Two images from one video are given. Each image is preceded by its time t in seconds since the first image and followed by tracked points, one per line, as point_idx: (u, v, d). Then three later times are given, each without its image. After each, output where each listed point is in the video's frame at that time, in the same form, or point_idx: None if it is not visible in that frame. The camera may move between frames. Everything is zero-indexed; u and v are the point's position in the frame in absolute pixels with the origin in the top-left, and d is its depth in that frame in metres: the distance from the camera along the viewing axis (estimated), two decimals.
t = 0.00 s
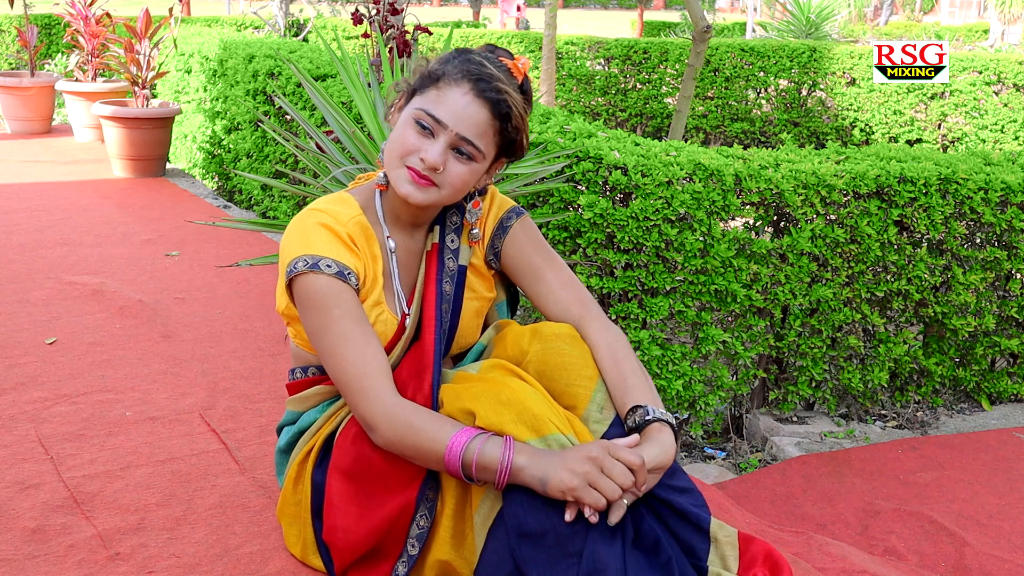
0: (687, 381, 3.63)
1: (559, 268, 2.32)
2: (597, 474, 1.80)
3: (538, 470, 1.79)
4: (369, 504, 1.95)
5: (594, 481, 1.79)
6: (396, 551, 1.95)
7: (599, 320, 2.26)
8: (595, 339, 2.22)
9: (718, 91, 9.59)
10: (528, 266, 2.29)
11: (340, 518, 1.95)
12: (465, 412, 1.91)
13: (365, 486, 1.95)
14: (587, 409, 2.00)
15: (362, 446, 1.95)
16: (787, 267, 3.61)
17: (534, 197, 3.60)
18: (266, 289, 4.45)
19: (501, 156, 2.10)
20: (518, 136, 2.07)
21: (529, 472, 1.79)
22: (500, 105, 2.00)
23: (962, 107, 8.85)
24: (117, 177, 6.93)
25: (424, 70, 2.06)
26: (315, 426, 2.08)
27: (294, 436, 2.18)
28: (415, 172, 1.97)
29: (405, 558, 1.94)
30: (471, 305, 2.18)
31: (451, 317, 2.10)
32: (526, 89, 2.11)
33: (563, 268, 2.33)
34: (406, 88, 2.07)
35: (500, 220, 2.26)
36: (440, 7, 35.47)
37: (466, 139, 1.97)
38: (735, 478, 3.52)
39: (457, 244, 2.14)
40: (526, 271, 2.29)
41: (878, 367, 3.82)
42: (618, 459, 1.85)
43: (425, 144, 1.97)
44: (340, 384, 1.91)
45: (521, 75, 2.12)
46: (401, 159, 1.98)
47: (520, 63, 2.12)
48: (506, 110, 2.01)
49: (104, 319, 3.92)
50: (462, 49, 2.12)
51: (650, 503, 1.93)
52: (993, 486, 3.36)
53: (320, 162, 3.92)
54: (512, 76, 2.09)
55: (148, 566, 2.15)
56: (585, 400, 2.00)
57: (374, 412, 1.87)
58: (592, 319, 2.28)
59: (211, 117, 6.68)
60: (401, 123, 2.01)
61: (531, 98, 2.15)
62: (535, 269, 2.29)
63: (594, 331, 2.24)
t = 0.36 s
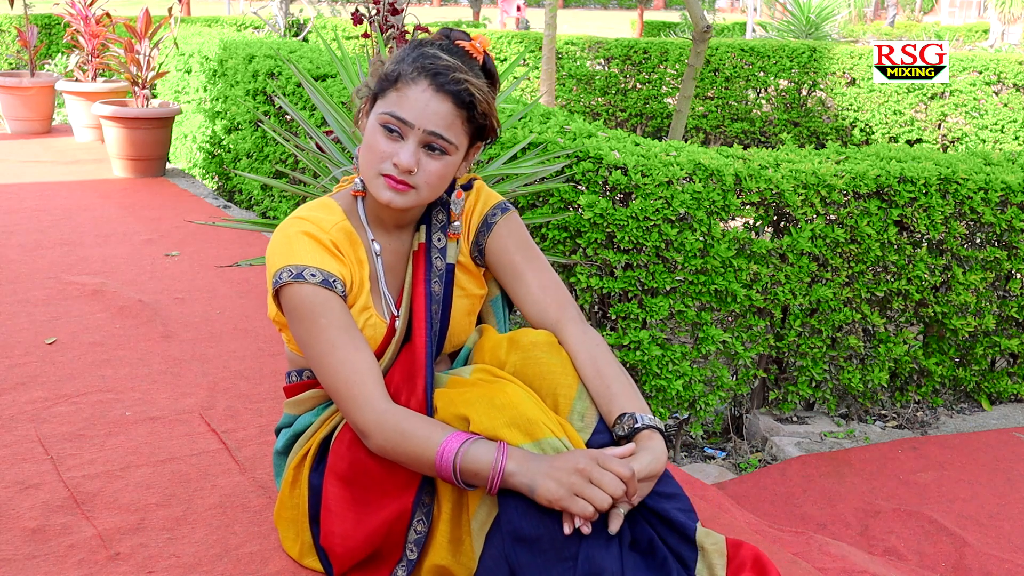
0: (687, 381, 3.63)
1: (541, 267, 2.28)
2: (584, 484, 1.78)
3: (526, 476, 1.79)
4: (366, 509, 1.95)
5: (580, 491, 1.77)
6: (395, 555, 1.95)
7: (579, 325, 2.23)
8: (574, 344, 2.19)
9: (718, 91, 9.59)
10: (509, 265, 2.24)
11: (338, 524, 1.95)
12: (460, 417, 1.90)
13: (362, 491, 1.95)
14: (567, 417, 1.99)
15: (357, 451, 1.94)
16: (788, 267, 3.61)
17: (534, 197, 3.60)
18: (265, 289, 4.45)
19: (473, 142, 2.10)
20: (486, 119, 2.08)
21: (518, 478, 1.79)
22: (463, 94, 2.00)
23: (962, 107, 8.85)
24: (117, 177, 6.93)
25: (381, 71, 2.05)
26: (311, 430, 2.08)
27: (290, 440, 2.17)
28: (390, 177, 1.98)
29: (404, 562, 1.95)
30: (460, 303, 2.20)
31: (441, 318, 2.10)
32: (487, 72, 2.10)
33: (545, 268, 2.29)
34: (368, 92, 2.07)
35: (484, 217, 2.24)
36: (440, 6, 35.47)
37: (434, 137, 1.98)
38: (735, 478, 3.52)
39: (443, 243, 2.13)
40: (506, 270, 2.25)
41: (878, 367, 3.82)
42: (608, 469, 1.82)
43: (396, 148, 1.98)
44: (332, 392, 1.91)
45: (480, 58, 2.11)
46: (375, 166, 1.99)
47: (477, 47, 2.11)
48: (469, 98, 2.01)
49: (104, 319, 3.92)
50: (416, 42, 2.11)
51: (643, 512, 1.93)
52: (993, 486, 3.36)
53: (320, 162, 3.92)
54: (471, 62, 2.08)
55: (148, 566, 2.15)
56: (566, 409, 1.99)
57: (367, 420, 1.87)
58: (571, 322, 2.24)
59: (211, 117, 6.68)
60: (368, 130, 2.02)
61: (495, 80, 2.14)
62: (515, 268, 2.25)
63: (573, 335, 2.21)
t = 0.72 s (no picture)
0: (687, 381, 3.63)
1: (541, 265, 2.28)
2: (589, 486, 1.77)
3: (530, 478, 1.79)
4: (368, 510, 1.95)
5: (585, 493, 1.77)
6: (396, 557, 1.95)
7: (579, 323, 2.23)
8: (576, 344, 2.20)
9: (718, 91, 9.59)
10: (510, 262, 2.24)
11: (339, 525, 1.95)
12: (462, 418, 1.91)
13: (364, 491, 1.96)
14: (570, 415, 2.00)
15: (358, 452, 1.94)
16: (788, 267, 3.61)
17: (534, 197, 3.60)
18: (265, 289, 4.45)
19: (464, 130, 2.10)
20: (474, 105, 2.08)
21: (522, 480, 1.79)
22: (446, 84, 2.00)
23: (962, 107, 8.85)
24: (117, 177, 6.93)
25: (362, 75, 2.05)
26: (312, 431, 2.09)
27: (292, 439, 2.17)
28: (387, 177, 1.98)
29: (405, 563, 1.94)
30: (460, 301, 2.18)
31: (441, 316, 2.10)
32: (465, 59, 2.11)
33: (545, 266, 2.28)
34: (352, 99, 2.07)
35: (483, 214, 2.24)
36: (440, 7, 35.47)
37: (425, 130, 1.98)
38: (735, 478, 3.52)
39: (442, 241, 2.13)
40: (507, 268, 2.24)
41: (878, 367, 3.82)
42: (612, 471, 1.82)
43: (389, 148, 1.98)
44: (333, 394, 1.91)
45: (455, 47, 2.11)
46: (370, 169, 1.99)
47: (450, 36, 2.11)
48: (453, 87, 2.01)
49: (104, 319, 3.92)
50: (390, 43, 2.11)
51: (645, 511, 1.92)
52: (994, 486, 3.36)
53: (320, 162, 3.92)
54: (448, 53, 2.08)
55: (148, 566, 2.15)
56: (568, 407, 2.00)
57: (368, 421, 1.87)
58: (571, 322, 2.25)
59: (211, 117, 6.68)
60: (358, 136, 2.02)
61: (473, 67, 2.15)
62: (516, 265, 2.24)
63: (575, 336, 2.21)
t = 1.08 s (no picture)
0: (687, 381, 3.63)
1: (552, 265, 2.28)
2: (592, 485, 1.78)
3: (534, 475, 1.79)
4: (368, 506, 1.95)
5: (590, 492, 1.77)
6: (396, 553, 1.94)
7: (587, 323, 2.22)
8: (583, 342, 2.19)
9: (718, 91, 9.59)
10: (521, 262, 2.24)
11: (341, 520, 1.95)
12: (464, 415, 1.91)
13: (366, 488, 1.96)
14: (575, 412, 1.99)
15: (361, 448, 1.95)
16: (787, 267, 3.61)
17: (533, 197, 3.59)
18: (266, 288, 4.45)
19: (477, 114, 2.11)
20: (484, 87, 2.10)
21: (525, 477, 1.79)
22: (455, 65, 2.02)
23: (962, 107, 8.85)
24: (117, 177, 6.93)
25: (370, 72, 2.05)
26: (317, 428, 2.10)
27: (294, 436, 2.18)
28: (410, 164, 1.98)
29: (404, 560, 1.94)
30: (469, 301, 2.19)
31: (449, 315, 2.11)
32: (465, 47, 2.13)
33: (556, 266, 2.28)
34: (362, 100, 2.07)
35: (498, 213, 2.24)
36: (440, 7, 35.51)
37: (442, 112, 1.99)
38: (735, 478, 3.52)
39: (455, 241, 2.14)
40: (518, 267, 2.24)
41: (878, 367, 3.82)
42: (615, 468, 1.82)
43: (408, 135, 1.98)
44: (340, 389, 1.92)
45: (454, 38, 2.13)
46: (392, 159, 1.98)
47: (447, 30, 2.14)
48: (462, 68, 2.03)
49: (104, 319, 3.92)
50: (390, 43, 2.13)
51: (648, 510, 1.92)
52: (994, 486, 3.36)
53: (320, 162, 3.92)
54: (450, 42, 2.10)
55: (148, 566, 2.15)
56: (573, 404, 2.00)
57: (373, 417, 1.87)
58: (579, 319, 2.24)
59: (211, 117, 6.68)
60: (374, 130, 2.02)
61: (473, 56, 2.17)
62: (527, 265, 2.24)
63: (582, 333, 2.21)
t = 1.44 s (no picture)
0: (687, 381, 3.63)
1: (562, 267, 2.28)
2: (592, 482, 1.78)
3: (535, 474, 1.79)
4: (368, 502, 1.94)
5: (590, 489, 1.77)
6: (396, 548, 1.94)
7: (595, 325, 2.23)
8: (590, 343, 2.19)
9: (718, 91, 9.59)
10: (533, 264, 2.24)
11: (341, 514, 1.94)
12: (466, 412, 1.91)
13: (367, 483, 1.94)
14: (578, 412, 1.98)
15: (364, 442, 1.95)
16: (788, 267, 3.61)
17: (533, 197, 3.59)
18: (266, 288, 4.45)
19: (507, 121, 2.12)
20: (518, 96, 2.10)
21: (526, 476, 1.79)
22: (494, 73, 2.02)
23: (962, 107, 8.85)
24: (117, 177, 6.93)
25: (407, 68, 2.04)
26: (321, 423, 2.09)
27: (296, 432, 2.17)
28: (439, 166, 1.99)
29: (402, 556, 1.95)
30: (478, 305, 2.19)
31: (457, 317, 2.11)
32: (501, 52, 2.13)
33: (566, 268, 2.29)
34: (395, 94, 2.06)
35: (513, 216, 2.24)
36: (440, 7, 35.54)
37: (476, 118, 1.99)
38: (735, 478, 3.52)
39: (469, 246, 2.13)
40: (529, 270, 2.24)
41: (878, 367, 3.82)
42: (615, 465, 1.82)
43: (440, 138, 1.98)
44: (346, 378, 1.92)
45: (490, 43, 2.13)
46: (421, 159, 1.99)
47: (484, 33, 2.13)
48: (499, 76, 2.03)
49: (104, 319, 3.92)
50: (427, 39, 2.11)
51: (647, 508, 1.91)
52: (994, 486, 3.36)
53: (321, 162, 3.92)
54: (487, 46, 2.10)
55: (148, 566, 2.15)
56: (576, 404, 1.99)
57: (378, 408, 1.87)
58: (587, 321, 2.24)
59: (211, 117, 6.68)
60: (406, 128, 2.02)
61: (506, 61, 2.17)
62: (539, 268, 2.24)
63: (589, 334, 2.21)
